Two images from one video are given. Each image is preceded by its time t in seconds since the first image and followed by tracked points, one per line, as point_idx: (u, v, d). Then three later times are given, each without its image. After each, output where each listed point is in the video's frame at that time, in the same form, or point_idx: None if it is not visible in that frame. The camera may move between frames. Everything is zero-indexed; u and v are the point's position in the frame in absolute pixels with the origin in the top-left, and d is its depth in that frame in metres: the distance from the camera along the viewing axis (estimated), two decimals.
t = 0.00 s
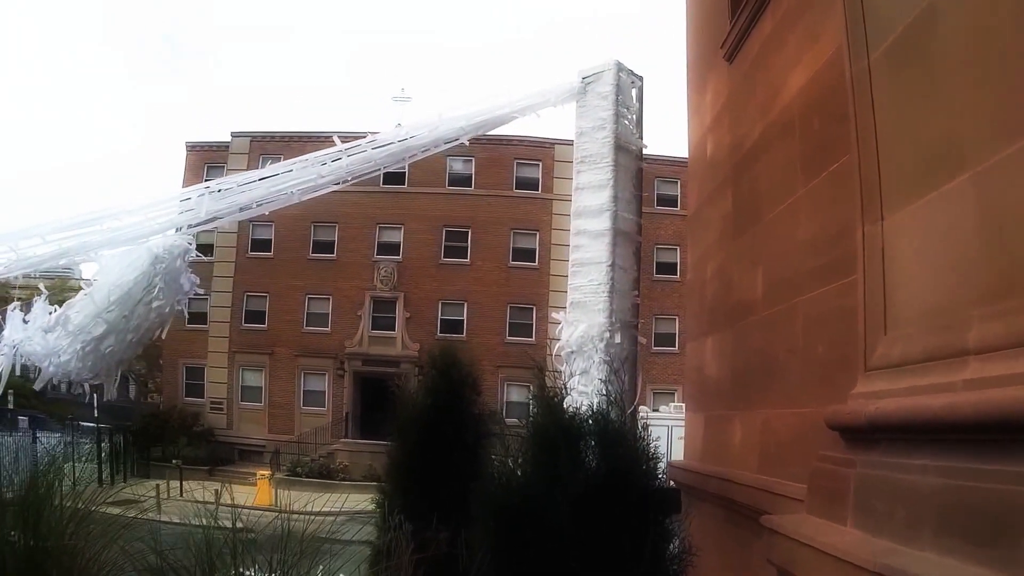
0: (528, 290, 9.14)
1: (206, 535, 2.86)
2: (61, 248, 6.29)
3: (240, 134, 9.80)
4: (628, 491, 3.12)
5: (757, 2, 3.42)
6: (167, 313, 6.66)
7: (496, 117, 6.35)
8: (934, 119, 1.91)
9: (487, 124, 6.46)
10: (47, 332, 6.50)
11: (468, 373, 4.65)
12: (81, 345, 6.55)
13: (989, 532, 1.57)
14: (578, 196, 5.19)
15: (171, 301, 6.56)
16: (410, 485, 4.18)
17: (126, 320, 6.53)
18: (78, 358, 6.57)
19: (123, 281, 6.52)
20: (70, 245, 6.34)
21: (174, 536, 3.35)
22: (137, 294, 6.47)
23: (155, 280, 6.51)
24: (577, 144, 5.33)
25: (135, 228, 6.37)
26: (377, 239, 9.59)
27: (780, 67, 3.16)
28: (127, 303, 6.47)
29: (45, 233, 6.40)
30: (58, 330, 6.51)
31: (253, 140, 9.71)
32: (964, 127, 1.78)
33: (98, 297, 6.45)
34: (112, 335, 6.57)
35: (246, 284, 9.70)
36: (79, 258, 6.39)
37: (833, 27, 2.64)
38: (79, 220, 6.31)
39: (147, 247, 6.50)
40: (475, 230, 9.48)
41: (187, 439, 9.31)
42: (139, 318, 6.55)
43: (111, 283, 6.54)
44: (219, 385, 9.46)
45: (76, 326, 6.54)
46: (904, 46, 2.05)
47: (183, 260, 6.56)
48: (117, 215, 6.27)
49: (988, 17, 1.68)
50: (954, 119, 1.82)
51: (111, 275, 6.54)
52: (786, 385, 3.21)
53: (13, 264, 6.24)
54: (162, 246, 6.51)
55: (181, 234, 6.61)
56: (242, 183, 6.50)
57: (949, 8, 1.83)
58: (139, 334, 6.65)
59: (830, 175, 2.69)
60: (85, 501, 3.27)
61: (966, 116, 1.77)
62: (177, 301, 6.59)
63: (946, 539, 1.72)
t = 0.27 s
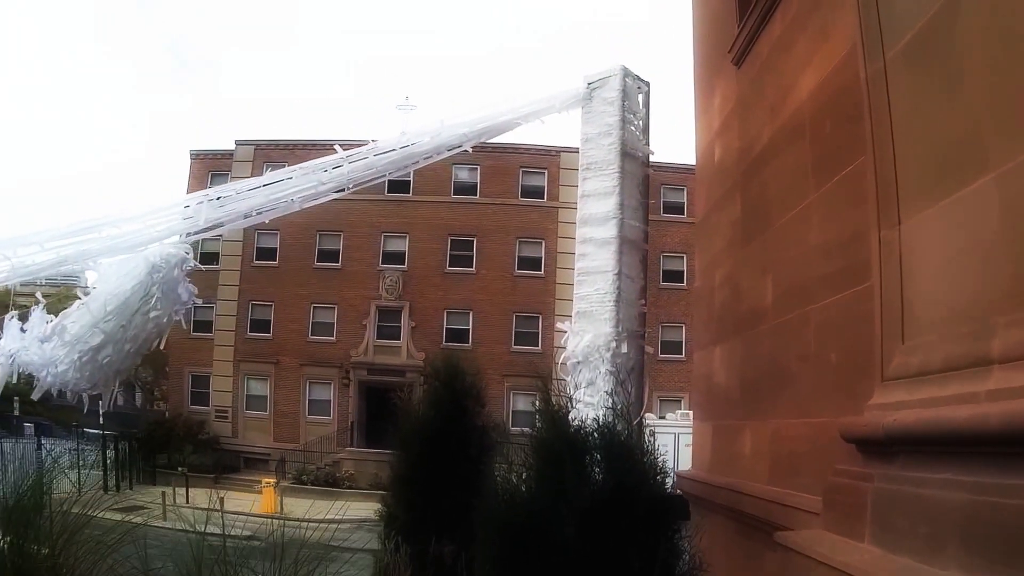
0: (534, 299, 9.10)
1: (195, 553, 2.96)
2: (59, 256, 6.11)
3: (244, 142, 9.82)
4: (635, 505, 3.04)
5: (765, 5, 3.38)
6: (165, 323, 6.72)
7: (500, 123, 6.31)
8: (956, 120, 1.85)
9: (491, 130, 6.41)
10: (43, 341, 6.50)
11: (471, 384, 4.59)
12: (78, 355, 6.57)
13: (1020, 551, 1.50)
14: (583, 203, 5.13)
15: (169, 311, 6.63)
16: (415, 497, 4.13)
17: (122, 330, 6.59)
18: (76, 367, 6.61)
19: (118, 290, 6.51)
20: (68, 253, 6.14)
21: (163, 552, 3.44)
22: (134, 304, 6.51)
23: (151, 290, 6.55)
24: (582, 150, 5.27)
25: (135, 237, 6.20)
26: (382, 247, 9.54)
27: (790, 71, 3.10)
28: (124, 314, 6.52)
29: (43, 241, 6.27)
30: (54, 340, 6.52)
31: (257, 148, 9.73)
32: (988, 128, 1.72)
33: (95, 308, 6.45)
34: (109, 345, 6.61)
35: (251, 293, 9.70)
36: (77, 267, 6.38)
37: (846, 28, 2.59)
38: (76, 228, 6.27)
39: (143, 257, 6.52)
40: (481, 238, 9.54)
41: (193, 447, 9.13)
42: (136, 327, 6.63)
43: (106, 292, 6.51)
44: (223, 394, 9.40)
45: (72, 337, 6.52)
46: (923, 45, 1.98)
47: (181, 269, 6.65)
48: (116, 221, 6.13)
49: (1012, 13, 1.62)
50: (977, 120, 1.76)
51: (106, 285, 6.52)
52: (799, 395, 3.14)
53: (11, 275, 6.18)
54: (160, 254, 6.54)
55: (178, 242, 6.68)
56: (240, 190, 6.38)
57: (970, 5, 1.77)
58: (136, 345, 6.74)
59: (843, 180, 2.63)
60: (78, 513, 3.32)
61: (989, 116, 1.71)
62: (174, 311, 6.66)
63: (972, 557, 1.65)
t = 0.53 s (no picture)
0: (540, 309, 9.21)
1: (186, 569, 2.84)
2: (59, 266, 6.07)
3: (247, 151, 9.82)
4: (644, 521, 2.97)
5: (773, 9, 3.33)
6: (163, 335, 6.74)
7: (505, 131, 6.27)
8: (975, 124, 1.79)
9: (496, 139, 6.37)
10: (39, 353, 6.40)
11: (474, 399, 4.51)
12: (76, 366, 6.53)
13: None
14: (589, 213, 5.06)
15: (167, 322, 6.62)
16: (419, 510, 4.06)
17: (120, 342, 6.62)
18: (73, 379, 6.56)
19: (116, 300, 6.46)
20: (68, 262, 6.11)
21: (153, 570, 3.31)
22: (131, 315, 6.48)
23: (149, 301, 6.51)
24: (588, 159, 5.21)
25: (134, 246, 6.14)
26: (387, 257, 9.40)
27: (800, 76, 3.04)
28: (123, 326, 6.53)
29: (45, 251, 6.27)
30: (51, 352, 6.44)
31: (261, 157, 9.71)
32: (1008, 132, 1.66)
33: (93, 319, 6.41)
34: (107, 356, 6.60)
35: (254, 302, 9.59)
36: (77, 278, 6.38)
37: (858, 31, 2.53)
38: (73, 239, 6.26)
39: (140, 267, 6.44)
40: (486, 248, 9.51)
41: (196, 458, 8.89)
42: (133, 339, 6.62)
43: (105, 302, 6.46)
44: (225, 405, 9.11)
45: (68, 348, 6.47)
46: (940, 47, 1.92)
47: (179, 280, 6.62)
48: (116, 231, 6.10)
49: None
50: (996, 124, 1.71)
51: (105, 293, 6.47)
52: (812, 407, 3.07)
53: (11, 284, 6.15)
54: (159, 263, 6.48)
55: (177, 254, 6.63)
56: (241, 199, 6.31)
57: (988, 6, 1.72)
58: (134, 355, 6.77)
59: (856, 187, 2.57)
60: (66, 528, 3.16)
61: (1010, 120, 1.65)
62: (172, 322, 6.69)
63: None
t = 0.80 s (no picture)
0: (546, 321, 9.01)
1: None
2: (56, 279, 6.02)
3: (250, 162, 9.79)
4: (655, 541, 2.92)
5: (783, 16, 3.27)
6: (160, 348, 6.79)
7: (510, 142, 6.22)
8: (998, 130, 1.72)
9: (500, 150, 6.32)
10: (36, 367, 6.30)
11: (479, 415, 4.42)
12: (72, 381, 6.44)
13: None
14: (597, 225, 4.99)
15: (165, 336, 6.66)
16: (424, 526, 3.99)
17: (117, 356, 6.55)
18: (70, 395, 6.47)
19: (114, 313, 6.39)
20: (65, 274, 6.06)
21: None
22: (129, 329, 6.43)
23: (147, 315, 6.52)
24: (595, 169, 5.15)
25: (134, 259, 6.12)
26: (391, 270, 9.34)
27: (812, 84, 2.98)
28: (121, 340, 6.45)
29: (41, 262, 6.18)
30: (47, 366, 6.33)
31: (264, 168, 9.69)
32: None
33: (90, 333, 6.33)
34: (104, 371, 6.53)
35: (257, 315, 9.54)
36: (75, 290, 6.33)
37: (872, 37, 2.47)
38: (71, 251, 6.22)
39: (137, 280, 6.44)
40: (490, 260, 9.43)
41: (196, 472, 8.89)
42: (130, 354, 6.59)
43: (102, 315, 6.38)
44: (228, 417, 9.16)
45: (65, 363, 6.38)
46: (958, 50, 1.86)
47: (176, 293, 6.66)
48: (113, 243, 6.06)
49: None
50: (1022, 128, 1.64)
51: (103, 306, 6.39)
52: (827, 423, 2.99)
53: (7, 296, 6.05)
54: (156, 277, 6.50)
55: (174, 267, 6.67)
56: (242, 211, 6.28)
57: (1010, 6, 1.65)
58: (131, 370, 6.71)
59: (871, 197, 2.50)
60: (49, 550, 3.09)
61: None
62: (170, 336, 6.73)
63: None
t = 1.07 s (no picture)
0: (550, 336, 8.90)
1: None
2: (52, 293, 6.00)
3: (252, 175, 9.77)
4: (663, 563, 2.96)
5: (794, 26, 3.23)
6: (158, 367, 6.71)
7: (516, 154, 6.17)
8: None
9: (505, 163, 6.29)
10: (31, 384, 6.45)
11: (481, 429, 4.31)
12: (68, 399, 6.55)
13: None
14: (605, 238, 4.97)
15: (162, 353, 6.62)
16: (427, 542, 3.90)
17: (115, 373, 6.62)
18: (66, 412, 6.56)
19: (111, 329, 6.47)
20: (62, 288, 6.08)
21: None
22: (125, 345, 6.49)
23: (144, 331, 6.52)
24: (602, 182, 5.11)
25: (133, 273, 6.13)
26: (393, 284, 9.41)
27: (825, 95, 2.93)
28: (116, 357, 6.53)
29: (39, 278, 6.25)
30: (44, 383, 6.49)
31: (265, 181, 9.67)
32: None
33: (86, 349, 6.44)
34: (99, 388, 6.61)
35: (260, 329, 9.51)
36: (73, 305, 6.38)
37: (886, 47, 2.42)
38: (71, 265, 6.17)
39: (136, 295, 6.42)
40: (494, 274, 9.34)
41: (197, 487, 9.00)
42: (129, 370, 6.61)
43: (99, 331, 6.49)
44: (229, 432, 9.10)
45: (62, 379, 6.52)
46: (981, 59, 1.81)
47: (175, 309, 6.61)
48: (112, 257, 6.06)
49: None
50: None
51: (100, 322, 6.48)
52: (841, 442, 2.91)
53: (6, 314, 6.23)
54: (156, 291, 6.47)
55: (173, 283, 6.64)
56: (243, 225, 6.26)
57: None
58: (128, 388, 6.75)
59: (886, 210, 2.44)
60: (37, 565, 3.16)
61: None
62: (168, 353, 6.68)
63: None
